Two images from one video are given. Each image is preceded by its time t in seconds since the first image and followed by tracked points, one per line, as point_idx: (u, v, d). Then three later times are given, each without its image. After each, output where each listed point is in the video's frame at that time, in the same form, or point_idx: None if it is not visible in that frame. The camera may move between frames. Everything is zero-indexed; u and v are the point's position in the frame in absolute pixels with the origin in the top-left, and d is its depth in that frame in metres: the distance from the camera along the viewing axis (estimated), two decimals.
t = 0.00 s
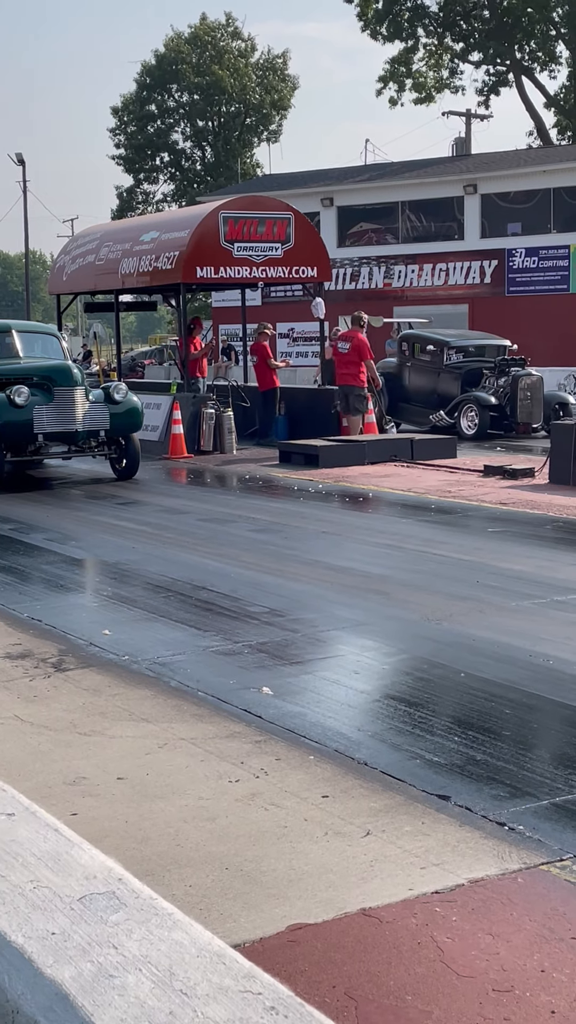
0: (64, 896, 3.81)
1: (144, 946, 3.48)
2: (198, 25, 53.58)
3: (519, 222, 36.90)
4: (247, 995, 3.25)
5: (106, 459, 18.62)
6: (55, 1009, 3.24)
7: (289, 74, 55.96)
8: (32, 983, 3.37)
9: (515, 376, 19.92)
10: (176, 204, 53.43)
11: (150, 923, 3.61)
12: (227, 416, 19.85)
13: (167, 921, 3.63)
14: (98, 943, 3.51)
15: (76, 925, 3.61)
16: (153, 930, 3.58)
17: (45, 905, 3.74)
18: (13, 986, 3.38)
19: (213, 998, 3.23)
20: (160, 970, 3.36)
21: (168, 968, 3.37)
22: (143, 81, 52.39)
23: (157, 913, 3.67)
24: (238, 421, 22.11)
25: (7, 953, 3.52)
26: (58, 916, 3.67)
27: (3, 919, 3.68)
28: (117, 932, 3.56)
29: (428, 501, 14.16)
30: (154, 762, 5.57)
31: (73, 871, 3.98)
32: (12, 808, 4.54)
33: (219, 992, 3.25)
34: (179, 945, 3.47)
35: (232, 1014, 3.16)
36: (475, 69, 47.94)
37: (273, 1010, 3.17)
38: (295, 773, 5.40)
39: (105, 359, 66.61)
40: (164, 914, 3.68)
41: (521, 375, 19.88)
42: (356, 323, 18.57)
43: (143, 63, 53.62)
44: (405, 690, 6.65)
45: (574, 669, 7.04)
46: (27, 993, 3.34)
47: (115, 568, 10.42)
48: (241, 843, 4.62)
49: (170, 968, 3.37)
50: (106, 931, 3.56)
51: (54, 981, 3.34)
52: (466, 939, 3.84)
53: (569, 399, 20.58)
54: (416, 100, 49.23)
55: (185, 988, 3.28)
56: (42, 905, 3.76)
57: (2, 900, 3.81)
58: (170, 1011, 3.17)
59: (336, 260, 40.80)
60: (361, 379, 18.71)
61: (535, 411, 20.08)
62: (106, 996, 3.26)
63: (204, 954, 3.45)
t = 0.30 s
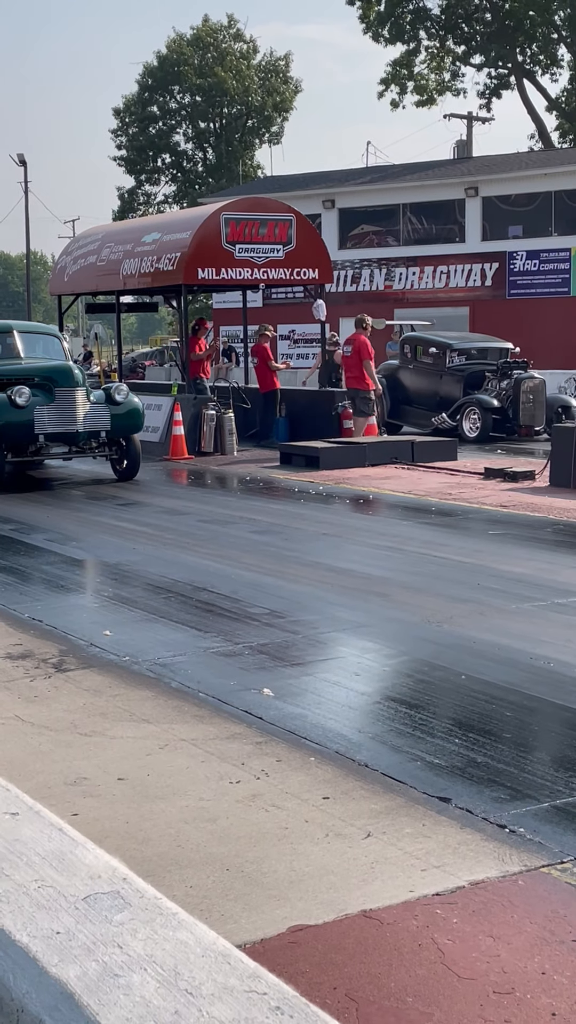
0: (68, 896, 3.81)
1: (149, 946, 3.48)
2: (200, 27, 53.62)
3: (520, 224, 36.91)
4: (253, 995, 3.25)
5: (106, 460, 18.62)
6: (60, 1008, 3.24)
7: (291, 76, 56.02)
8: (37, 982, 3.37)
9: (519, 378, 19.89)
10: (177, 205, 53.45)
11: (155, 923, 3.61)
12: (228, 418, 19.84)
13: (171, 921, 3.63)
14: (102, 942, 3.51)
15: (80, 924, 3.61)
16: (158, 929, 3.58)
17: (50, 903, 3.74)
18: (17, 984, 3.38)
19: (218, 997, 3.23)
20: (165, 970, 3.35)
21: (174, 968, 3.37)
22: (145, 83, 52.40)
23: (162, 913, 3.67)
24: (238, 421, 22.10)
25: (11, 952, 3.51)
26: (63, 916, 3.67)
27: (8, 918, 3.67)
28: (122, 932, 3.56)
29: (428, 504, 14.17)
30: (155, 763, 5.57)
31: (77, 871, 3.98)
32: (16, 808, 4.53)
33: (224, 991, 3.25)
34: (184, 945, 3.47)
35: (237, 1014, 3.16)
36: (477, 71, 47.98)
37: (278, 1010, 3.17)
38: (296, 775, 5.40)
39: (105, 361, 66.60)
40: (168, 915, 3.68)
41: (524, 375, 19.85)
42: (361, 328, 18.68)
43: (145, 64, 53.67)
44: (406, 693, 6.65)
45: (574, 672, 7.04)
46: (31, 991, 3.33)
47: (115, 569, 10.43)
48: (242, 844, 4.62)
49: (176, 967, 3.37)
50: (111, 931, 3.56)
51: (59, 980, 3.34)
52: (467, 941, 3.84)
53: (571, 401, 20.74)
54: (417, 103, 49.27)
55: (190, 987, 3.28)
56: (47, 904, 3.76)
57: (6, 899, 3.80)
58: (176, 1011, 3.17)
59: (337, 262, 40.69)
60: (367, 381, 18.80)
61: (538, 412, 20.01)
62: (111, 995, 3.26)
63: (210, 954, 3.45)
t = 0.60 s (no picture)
0: (67, 895, 3.81)
1: (148, 946, 3.48)
2: (202, 28, 53.65)
3: (521, 227, 36.91)
4: (252, 995, 3.25)
5: (107, 462, 18.63)
6: (59, 1009, 3.24)
7: (293, 78, 56.05)
8: (36, 982, 3.38)
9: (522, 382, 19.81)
10: (178, 207, 53.48)
11: (154, 923, 3.60)
12: (228, 421, 19.80)
13: (170, 922, 3.63)
14: (101, 942, 3.51)
15: (79, 925, 3.61)
16: (157, 929, 3.58)
17: (49, 904, 3.74)
18: (16, 984, 3.40)
19: (217, 999, 3.23)
20: (164, 970, 3.36)
21: (173, 968, 3.37)
22: (147, 84, 52.42)
23: (161, 914, 3.67)
24: (238, 422, 22.12)
25: (11, 951, 3.52)
26: (62, 916, 3.67)
27: (7, 918, 3.67)
28: (121, 933, 3.56)
29: (429, 506, 14.16)
30: (153, 764, 5.56)
31: (76, 871, 3.98)
32: (15, 808, 4.54)
33: (222, 993, 3.25)
34: (183, 946, 3.47)
35: (236, 1014, 3.16)
36: (479, 74, 48.01)
37: (277, 1011, 3.17)
38: (295, 777, 5.39)
39: (106, 362, 66.65)
40: (168, 915, 3.67)
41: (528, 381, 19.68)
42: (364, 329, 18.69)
43: (147, 65, 53.71)
44: (405, 695, 6.65)
45: (574, 675, 7.03)
46: (31, 992, 3.35)
47: (115, 570, 10.42)
48: (240, 846, 4.61)
49: (175, 968, 3.37)
50: (110, 932, 3.56)
51: (57, 980, 3.34)
52: (465, 944, 3.84)
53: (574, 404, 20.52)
54: (419, 105, 49.29)
55: (189, 988, 3.28)
56: (46, 904, 3.76)
57: (5, 899, 3.80)
58: (174, 1012, 3.17)
59: (339, 264, 40.80)
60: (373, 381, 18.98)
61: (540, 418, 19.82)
62: (110, 995, 3.26)
63: (209, 955, 3.45)
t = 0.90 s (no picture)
0: (64, 897, 3.81)
1: (144, 949, 3.48)
2: (203, 31, 53.65)
3: (521, 231, 36.94)
4: (249, 998, 3.25)
5: (106, 464, 18.62)
6: (55, 1010, 3.25)
7: (294, 81, 56.08)
8: (32, 983, 3.37)
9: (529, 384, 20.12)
10: (179, 209, 53.43)
11: (150, 926, 3.60)
12: (227, 423, 19.78)
13: (166, 924, 3.62)
14: (98, 944, 3.51)
15: (76, 926, 3.60)
16: (154, 931, 3.57)
17: (46, 906, 3.74)
18: (12, 985, 3.39)
19: (214, 1001, 3.22)
20: (161, 971, 3.36)
21: (169, 970, 3.37)
22: (148, 86, 52.51)
23: (157, 917, 3.66)
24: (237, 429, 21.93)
25: (7, 954, 3.51)
26: (59, 917, 3.67)
27: (4, 919, 3.67)
28: (117, 935, 3.55)
29: (427, 510, 14.17)
30: (150, 766, 5.55)
31: (73, 872, 3.98)
32: (13, 809, 4.53)
33: (218, 995, 3.25)
34: (179, 948, 3.47)
35: (232, 1016, 3.16)
36: (480, 78, 48.00)
37: (274, 1015, 3.17)
38: (292, 780, 5.38)
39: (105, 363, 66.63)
40: (164, 918, 3.66)
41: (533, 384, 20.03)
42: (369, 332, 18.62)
43: (148, 67, 53.74)
44: (403, 698, 6.65)
45: (572, 679, 7.03)
46: (26, 992, 3.34)
47: (114, 572, 10.40)
48: (237, 849, 4.60)
49: (171, 971, 3.36)
50: (106, 934, 3.55)
51: (53, 982, 3.34)
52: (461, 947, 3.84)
53: None
54: (420, 109, 49.27)
55: (186, 990, 3.27)
56: (44, 905, 3.75)
57: (1, 900, 3.80)
58: (170, 1014, 3.17)
59: (339, 267, 40.83)
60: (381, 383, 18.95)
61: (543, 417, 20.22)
62: (106, 998, 3.26)
63: (205, 957, 3.45)
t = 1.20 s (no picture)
0: (64, 899, 3.81)
1: (144, 952, 3.48)
2: (204, 33, 53.68)
3: (522, 235, 36.93)
4: (248, 1001, 3.25)
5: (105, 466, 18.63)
6: (55, 1012, 3.25)
7: (295, 84, 56.11)
8: (32, 986, 3.37)
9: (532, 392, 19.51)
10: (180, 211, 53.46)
11: (151, 929, 3.60)
12: (227, 424, 19.83)
13: (167, 926, 3.62)
14: (98, 946, 3.51)
15: (76, 929, 3.60)
16: (154, 935, 3.57)
17: (46, 908, 3.74)
18: (12, 987, 3.39)
19: (213, 1004, 3.23)
20: (161, 974, 3.36)
21: (169, 973, 3.37)
22: (149, 88, 52.41)
23: (158, 919, 3.66)
24: (237, 428, 21.92)
25: (6, 956, 3.52)
26: (59, 920, 3.67)
27: (4, 922, 3.67)
28: (118, 938, 3.55)
29: (427, 514, 14.17)
30: (148, 768, 5.55)
31: (73, 873, 3.99)
32: (12, 811, 4.53)
33: (219, 999, 3.25)
34: (179, 951, 3.47)
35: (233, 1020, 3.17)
36: (481, 82, 48.02)
37: (274, 1018, 3.17)
38: (291, 784, 5.38)
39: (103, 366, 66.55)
40: (164, 921, 3.66)
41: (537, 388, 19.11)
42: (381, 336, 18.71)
43: (150, 69, 53.80)
44: (402, 702, 6.64)
45: (571, 684, 7.02)
46: (26, 994, 3.34)
47: (112, 574, 10.40)
48: (235, 851, 4.60)
49: (172, 974, 3.37)
50: (107, 937, 3.55)
51: (54, 984, 3.34)
52: (460, 952, 3.84)
53: None
54: (421, 112, 49.27)
55: (186, 994, 3.28)
56: (43, 908, 3.76)
57: (2, 902, 3.81)
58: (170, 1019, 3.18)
59: (339, 270, 40.87)
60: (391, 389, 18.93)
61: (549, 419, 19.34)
62: (106, 1001, 3.26)
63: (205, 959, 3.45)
